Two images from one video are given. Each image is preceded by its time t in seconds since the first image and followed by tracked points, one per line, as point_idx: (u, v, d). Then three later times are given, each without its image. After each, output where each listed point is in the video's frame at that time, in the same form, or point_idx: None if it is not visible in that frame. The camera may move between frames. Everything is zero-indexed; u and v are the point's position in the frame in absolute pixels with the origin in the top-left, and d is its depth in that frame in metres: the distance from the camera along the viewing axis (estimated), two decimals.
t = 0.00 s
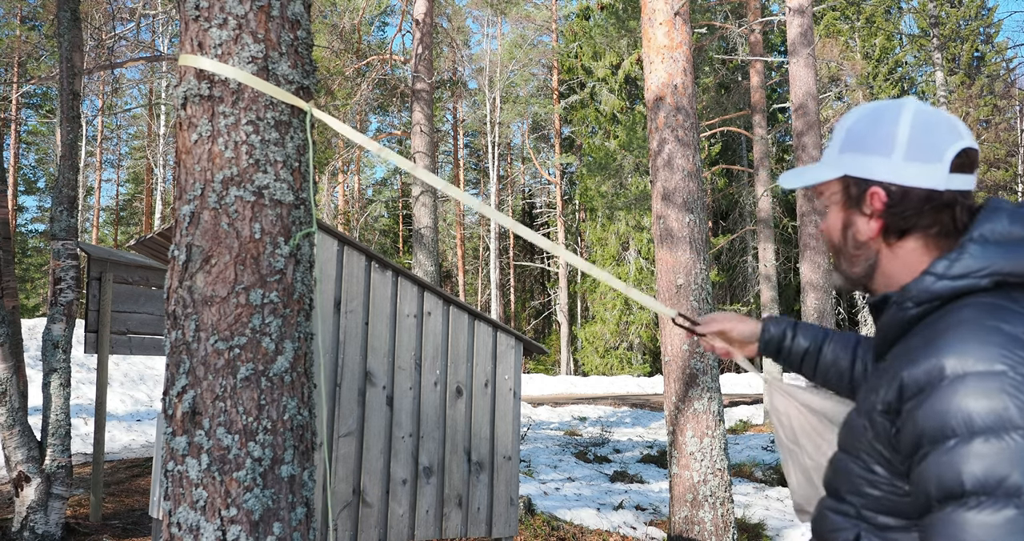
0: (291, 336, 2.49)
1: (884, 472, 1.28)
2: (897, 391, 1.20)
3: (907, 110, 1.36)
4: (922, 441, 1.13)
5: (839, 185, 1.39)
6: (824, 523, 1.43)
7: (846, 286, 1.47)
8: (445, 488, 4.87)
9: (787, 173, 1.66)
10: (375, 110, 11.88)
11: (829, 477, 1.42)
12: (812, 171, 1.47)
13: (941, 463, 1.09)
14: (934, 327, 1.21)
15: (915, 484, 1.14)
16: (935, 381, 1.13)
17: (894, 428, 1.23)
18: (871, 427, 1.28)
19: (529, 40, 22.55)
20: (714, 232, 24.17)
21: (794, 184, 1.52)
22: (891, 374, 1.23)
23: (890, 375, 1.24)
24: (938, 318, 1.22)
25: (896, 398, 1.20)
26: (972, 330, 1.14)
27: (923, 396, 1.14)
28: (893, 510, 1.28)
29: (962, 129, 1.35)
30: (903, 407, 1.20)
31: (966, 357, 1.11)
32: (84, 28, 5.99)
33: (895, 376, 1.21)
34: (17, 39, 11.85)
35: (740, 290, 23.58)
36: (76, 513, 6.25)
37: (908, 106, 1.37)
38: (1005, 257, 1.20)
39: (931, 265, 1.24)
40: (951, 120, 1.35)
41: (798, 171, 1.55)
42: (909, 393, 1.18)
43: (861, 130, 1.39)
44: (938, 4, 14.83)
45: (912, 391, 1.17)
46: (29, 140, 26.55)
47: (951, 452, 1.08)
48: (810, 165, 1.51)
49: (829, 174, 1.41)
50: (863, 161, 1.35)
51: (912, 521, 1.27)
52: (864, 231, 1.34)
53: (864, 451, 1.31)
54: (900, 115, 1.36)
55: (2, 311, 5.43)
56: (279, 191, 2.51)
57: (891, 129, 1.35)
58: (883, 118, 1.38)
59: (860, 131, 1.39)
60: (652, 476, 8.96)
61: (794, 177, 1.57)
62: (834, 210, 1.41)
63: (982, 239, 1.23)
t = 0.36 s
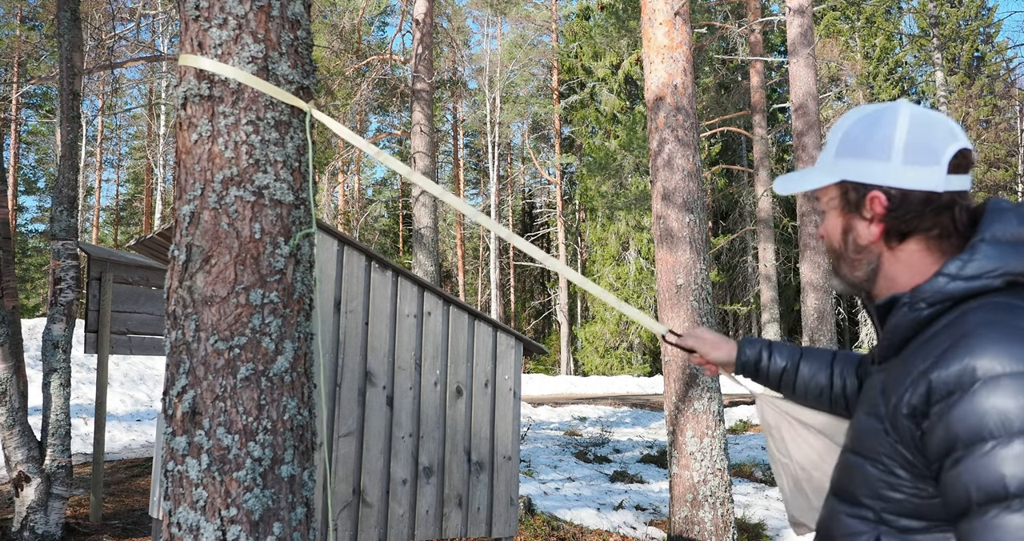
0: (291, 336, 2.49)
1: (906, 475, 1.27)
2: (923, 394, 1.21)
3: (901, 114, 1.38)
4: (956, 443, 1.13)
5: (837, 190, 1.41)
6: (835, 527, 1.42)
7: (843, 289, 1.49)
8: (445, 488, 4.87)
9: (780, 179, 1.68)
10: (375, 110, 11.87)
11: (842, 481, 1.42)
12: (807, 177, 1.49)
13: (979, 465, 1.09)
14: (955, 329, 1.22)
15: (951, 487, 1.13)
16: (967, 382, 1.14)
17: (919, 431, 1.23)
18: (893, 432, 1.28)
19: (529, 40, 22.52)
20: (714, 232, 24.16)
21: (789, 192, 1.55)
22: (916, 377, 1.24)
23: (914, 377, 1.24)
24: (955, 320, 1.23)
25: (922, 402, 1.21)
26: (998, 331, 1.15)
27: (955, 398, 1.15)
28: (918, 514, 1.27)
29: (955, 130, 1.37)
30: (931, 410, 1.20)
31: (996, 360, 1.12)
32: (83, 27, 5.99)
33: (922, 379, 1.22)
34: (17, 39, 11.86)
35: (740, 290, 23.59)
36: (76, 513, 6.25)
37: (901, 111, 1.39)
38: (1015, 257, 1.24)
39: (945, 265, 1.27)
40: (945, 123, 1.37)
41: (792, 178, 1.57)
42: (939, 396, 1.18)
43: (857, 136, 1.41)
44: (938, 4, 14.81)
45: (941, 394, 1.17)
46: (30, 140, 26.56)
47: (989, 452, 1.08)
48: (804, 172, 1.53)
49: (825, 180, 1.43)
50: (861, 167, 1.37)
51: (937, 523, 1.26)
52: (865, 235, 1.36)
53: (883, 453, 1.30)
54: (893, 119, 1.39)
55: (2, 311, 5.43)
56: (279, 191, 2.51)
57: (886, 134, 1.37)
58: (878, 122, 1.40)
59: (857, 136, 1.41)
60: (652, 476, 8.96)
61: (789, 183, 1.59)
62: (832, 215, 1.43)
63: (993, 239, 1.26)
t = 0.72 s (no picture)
0: (291, 337, 2.49)
1: (906, 473, 1.27)
2: (923, 391, 1.21)
3: (896, 117, 1.39)
4: (955, 440, 1.13)
5: (833, 192, 1.41)
6: (836, 526, 1.42)
7: (843, 292, 1.49)
8: (445, 488, 4.87)
9: (779, 184, 1.68)
10: (375, 110, 11.87)
11: (841, 479, 1.42)
12: (803, 181, 1.49)
13: (977, 462, 1.09)
14: (952, 327, 1.22)
15: (950, 484, 1.13)
16: (966, 380, 1.14)
17: (920, 429, 1.23)
18: (894, 430, 1.28)
19: (529, 40, 22.51)
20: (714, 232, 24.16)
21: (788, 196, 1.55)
22: (916, 375, 1.24)
23: (913, 376, 1.24)
24: (953, 319, 1.23)
25: (923, 400, 1.21)
26: (993, 329, 1.16)
27: (953, 395, 1.15)
28: (918, 511, 1.28)
29: (950, 133, 1.37)
30: (931, 408, 1.20)
31: (994, 356, 1.12)
32: (84, 28, 5.99)
33: (921, 378, 1.22)
34: (18, 39, 11.85)
35: (740, 290, 23.61)
36: (76, 513, 6.25)
37: (896, 114, 1.40)
38: (1013, 257, 1.24)
39: (942, 266, 1.27)
40: (939, 126, 1.38)
41: (789, 184, 1.58)
42: (937, 393, 1.19)
43: (852, 139, 1.41)
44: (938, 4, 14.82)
45: (940, 391, 1.18)
46: (30, 140, 26.55)
47: (986, 450, 1.08)
48: (801, 176, 1.54)
49: (821, 183, 1.43)
50: (855, 170, 1.37)
51: (937, 520, 1.27)
52: (861, 237, 1.37)
53: (883, 451, 1.31)
54: (888, 122, 1.39)
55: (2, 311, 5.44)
56: (279, 191, 2.51)
57: (881, 137, 1.37)
58: (873, 125, 1.41)
59: (850, 139, 1.41)
60: (652, 476, 8.97)
61: (787, 188, 1.60)
62: (829, 218, 1.43)
63: (988, 239, 1.26)
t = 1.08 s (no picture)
0: (291, 337, 2.49)
1: (895, 473, 1.27)
2: (911, 391, 1.21)
3: (894, 119, 1.39)
4: (943, 439, 1.13)
5: (828, 192, 1.41)
6: (828, 525, 1.42)
7: (835, 291, 1.49)
8: (445, 487, 4.87)
9: (773, 181, 1.68)
10: (374, 110, 11.87)
11: (832, 479, 1.42)
12: (798, 180, 1.49)
13: (964, 461, 1.09)
14: (942, 327, 1.22)
15: (939, 483, 1.13)
16: (953, 380, 1.14)
17: (909, 428, 1.22)
18: (884, 430, 1.28)
19: (529, 40, 22.50)
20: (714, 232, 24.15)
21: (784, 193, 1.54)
22: (905, 375, 1.23)
23: (902, 376, 1.24)
24: (941, 319, 1.24)
25: (910, 399, 1.21)
26: (980, 330, 1.16)
27: (940, 394, 1.15)
28: (907, 510, 1.28)
29: (946, 136, 1.38)
30: (919, 407, 1.20)
31: (980, 356, 1.12)
32: (84, 27, 5.99)
33: (910, 377, 1.22)
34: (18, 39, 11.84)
35: (740, 290, 23.61)
36: (76, 513, 6.25)
37: (894, 116, 1.40)
38: (1001, 259, 1.26)
39: (931, 267, 1.27)
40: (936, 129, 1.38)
41: (784, 181, 1.58)
42: (925, 393, 1.18)
43: (851, 139, 1.40)
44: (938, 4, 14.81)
45: (927, 390, 1.18)
46: (30, 140, 26.56)
47: (972, 449, 1.08)
48: (797, 173, 1.53)
49: (816, 182, 1.43)
50: (853, 169, 1.37)
51: (926, 519, 1.26)
52: (854, 236, 1.36)
53: (873, 450, 1.30)
54: (886, 123, 1.39)
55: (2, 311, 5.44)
56: (279, 191, 2.51)
57: (879, 138, 1.37)
58: (872, 125, 1.40)
59: (848, 139, 1.40)
60: (652, 476, 8.97)
61: (782, 185, 1.60)
62: (822, 216, 1.42)
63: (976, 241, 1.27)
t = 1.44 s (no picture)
0: (291, 337, 2.49)
1: (876, 473, 1.26)
2: (885, 389, 1.20)
3: (864, 119, 1.39)
4: (917, 436, 1.12)
5: (799, 193, 1.41)
6: (813, 528, 1.41)
7: (805, 293, 1.48)
8: (445, 487, 4.87)
9: (746, 180, 1.68)
10: (374, 110, 11.87)
11: (815, 483, 1.41)
12: (770, 179, 1.49)
13: (939, 457, 1.08)
14: (913, 324, 1.21)
15: (916, 480, 1.12)
16: (924, 377, 1.13)
17: (884, 426, 1.21)
18: (861, 430, 1.27)
19: (529, 40, 22.51)
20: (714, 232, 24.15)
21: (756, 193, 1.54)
22: (878, 374, 1.22)
23: (875, 374, 1.23)
24: (912, 317, 1.23)
25: (884, 398, 1.20)
26: (949, 324, 1.15)
27: (913, 392, 1.14)
28: (889, 510, 1.26)
29: (914, 136, 1.39)
30: (892, 406, 1.19)
31: (951, 351, 1.12)
32: (84, 27, 5.99)
33: (883, 375, 1.21)
34: (17, 39, 11.82)
35: (739, 290, 23.62)
36: (76, 513, 6.25)
37: (864, 115, 1.40)
38: (966, 253, 1.25)
39: (899, 265, 1.27)
40: (904, 129, 1.38)
41: (756, 179, 1.58)
42: (898, 390, 1.17)
43: (821, 140, 1.40)
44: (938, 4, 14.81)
45: (900, 388, 1.17)
46: (30, 140, 26.59)
47: (946, 445, 1.07)
48: (768, 173, 1.53)
49: (788, 183, 1.42)
50: (823, 170, 1.36)
51: (908, 518, 1.25)
52: (826, 237, 1.36)
53: (852, 451, 1.29)
54: (857, 124, 1.39)
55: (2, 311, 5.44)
56: (279, 191, 2.51)
57: (851, 139, 1.37)
58: (843, 126, 1.40)
59: (819, 139, 1.40)
60: (652, 476, 8.97)
61: (754, 184, 1.60)
62: (793, 217, 1.42)
63: (942, 237, 1.26)
